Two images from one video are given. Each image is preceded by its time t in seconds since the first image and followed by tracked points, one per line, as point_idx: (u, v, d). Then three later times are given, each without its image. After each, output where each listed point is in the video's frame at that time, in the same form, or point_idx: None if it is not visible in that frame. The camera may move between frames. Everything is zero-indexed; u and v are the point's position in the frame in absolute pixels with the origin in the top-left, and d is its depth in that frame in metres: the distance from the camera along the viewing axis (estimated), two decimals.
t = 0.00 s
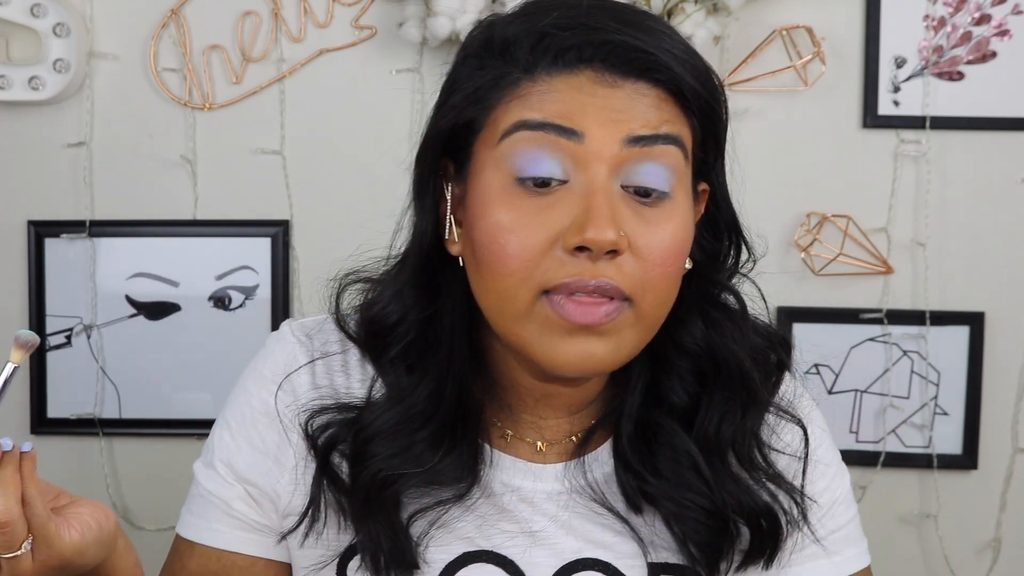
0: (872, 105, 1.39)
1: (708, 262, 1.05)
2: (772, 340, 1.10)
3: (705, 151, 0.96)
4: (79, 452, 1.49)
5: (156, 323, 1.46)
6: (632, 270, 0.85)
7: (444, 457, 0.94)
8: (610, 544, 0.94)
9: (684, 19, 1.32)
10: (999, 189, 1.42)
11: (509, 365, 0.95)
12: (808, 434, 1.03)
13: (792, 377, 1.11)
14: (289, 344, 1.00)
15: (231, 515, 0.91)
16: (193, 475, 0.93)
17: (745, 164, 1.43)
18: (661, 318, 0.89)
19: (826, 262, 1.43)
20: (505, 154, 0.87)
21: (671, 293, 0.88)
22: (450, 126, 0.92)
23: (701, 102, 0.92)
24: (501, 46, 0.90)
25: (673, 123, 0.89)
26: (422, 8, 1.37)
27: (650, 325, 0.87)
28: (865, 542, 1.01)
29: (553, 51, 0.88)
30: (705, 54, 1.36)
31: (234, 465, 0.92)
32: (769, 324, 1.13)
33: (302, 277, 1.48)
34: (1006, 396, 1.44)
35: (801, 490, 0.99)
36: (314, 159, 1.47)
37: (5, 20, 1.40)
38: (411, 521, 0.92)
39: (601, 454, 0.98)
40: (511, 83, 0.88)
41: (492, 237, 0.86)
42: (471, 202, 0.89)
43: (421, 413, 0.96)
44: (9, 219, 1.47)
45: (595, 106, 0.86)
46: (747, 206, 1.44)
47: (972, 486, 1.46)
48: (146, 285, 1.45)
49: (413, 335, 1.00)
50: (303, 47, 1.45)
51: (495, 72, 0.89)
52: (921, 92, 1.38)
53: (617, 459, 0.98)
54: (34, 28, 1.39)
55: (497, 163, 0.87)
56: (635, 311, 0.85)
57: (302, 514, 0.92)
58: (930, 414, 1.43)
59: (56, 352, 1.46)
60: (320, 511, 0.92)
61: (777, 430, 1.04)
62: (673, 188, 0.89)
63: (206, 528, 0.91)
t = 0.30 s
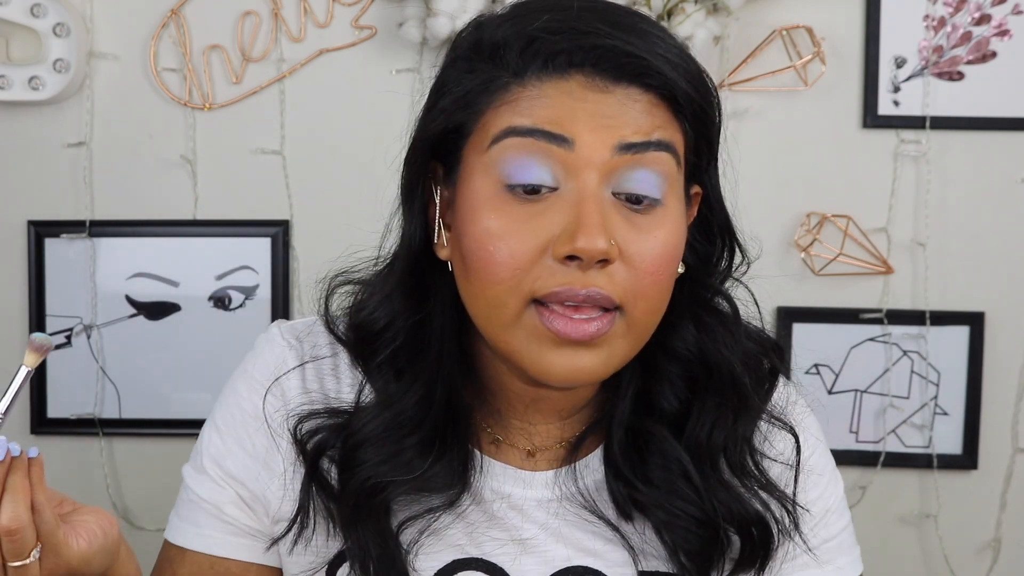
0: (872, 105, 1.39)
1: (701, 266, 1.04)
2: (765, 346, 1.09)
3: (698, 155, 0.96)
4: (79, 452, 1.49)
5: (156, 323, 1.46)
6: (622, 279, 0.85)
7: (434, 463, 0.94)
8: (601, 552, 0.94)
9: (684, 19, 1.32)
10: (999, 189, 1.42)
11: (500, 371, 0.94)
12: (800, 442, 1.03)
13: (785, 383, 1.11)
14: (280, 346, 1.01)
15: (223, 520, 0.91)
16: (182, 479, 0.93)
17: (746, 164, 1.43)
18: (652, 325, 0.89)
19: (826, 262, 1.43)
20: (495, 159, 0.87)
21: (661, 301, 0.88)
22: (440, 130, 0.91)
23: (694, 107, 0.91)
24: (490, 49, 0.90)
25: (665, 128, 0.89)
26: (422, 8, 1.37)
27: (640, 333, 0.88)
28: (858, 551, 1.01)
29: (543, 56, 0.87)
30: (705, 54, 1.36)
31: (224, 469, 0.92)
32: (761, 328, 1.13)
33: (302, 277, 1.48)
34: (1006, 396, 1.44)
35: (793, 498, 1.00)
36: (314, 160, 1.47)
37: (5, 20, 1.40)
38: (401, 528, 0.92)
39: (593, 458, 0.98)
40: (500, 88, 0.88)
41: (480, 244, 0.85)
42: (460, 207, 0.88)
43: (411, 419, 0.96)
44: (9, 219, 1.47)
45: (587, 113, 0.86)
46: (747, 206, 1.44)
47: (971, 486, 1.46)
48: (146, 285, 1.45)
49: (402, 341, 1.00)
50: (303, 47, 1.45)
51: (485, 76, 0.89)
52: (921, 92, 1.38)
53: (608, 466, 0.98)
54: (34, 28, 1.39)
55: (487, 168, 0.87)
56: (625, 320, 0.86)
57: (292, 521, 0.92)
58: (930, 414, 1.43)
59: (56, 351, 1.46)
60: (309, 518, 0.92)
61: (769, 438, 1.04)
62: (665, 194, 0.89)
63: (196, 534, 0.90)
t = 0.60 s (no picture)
0: (872, 105, 1.39)
1: (701, 265, 1.04)
2: (766, 346, 1.09)
3: (698, 156, 0.96)
4: (79, 452, 1.49)
5: (156, 323, 1.46)
6: (621, 284, 0.85)
7: (435, 467, 0.93)
8: (604, 554, 0.94)
9: (684, 19, 1.32)
10: (999, 189, 1.42)
11: (500, 372, 0.95)
12: (802, 441, 1.03)
13: (787, 382, 1.11)
14: (279, 349, 1.01)
15: (228, 523, 0.91)
16: (182, 481, 0.93)
17: (745, 165, 1.44)
18: (652, 328, 0.90)
19: (826, 262, 1.43)
20: (492, 164, 0.86)
21: (661, 304, 0.89)
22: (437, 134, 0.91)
23: (692, 108, 0.91)
24: (487, 52, 0.90)
25: (663, 131, 0.89)
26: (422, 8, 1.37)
27: (640, 338, 0.88)
28: (861, 550, 1.01)
29: (539, 59, 0.87)
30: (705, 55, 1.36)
31: (225, 473, 0.92)
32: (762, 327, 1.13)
33: (302, 277, 1.48)
34: (1006, 396, 1.44)
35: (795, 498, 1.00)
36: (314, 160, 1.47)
37: (5, 20, 1.40)
38: (403, 533, 0.92)
39: (594, 460, 0.98)
40: (497, 91, 0.88)
41: (480, 248, 0.85)
42: (458, 212, 0.88)
43: (412, 423, 0.96)
44: (9, 219, 1.47)
45: (584, 117, 0.86)
46: (747, 206, 1.44)
47: (971, 486, 1.46)
48: (146, 285, 1.45)
49: (401, 344, 1.00)
50: (303, 47, 1.45)
51: (482, 79, 0.89)
52: (921, 92, 1.38)
53: (609, 467, 0.98)
54: (34, 28, 1.39)
55: (484, 173, 0.87)
56: (625, 324, 0.86)
57: (293, 526, 0.92)
58: (930, 414, 1.43)
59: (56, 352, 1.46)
60: (311, 523, 0.92)
61: (771, 438, 1.04)
62: (663, 198, 0.89)
63: (196, 536, 0.90)
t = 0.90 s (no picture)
0: (872, 105, 1.39)
1: (700, 259, 1.04)
2: (760, 341, 1.11)
3: (683, 159, 0.92)
4: (80, 452, 1.49)
5: (156, 323, 1.45)
6: (598, 290, 0.83)
7: (438, 456, 0.95)
8: (595, 546, 0.94)
9: (684, 19, 1.32)
10: (999, 189, 1.42)
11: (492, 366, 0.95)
12: (795, 439, 1.03)
13: (783, 381, 1.11)
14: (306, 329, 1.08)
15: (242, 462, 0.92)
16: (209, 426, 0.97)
17: (744, 164, 1.44)
18: (634, 334, 0.87)
19: (825, 262, 1.43)
20: (470, 173, 0.86)
21: (644, 309, 0.86)
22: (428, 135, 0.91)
23: (669, 114, 0.88)
24: (466, 59, 0.90)
25: (641, 137, 0.86)
26: (422, 8, 1.37)
27: (620, 345, 0.86)
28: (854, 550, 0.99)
29: (512, 67, 0.86)
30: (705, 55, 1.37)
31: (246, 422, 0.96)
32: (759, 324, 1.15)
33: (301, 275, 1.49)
34: (1007, 396, 1.44)
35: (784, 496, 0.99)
36: (313, 160, 1.47)
37: (6, 20, 1.40)
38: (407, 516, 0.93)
39: (589, 454, 0.98)
40: (474, 99, 0.87)
41: (459, 254, 0.85)
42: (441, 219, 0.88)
43: (413, 416, 0.98)
44: (10, 219, 1.48)
45: (553, 126, 0.84)
46: (746, 207, 1.44)
47: (972, 486, 1.46)
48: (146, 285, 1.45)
49: (401, 338, 1.03)
50: (303, 47, 1.45)
51: (459, 86, 0.89)
52: (921, 92, 1.38)
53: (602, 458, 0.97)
54: (34, 28, 1.38)
55: (463, 182, 0.86)
56: (603, 331, 0.84)
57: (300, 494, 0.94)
58: (930, 414, 1.43)
59: (56, 352, 1.46)
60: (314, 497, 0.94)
61: (763, 434, 1.04)
62: (643, 203, 0.86)
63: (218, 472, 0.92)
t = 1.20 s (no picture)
0: (872, 105, 1.39)
1: (718, 268, 1.05)
2: (775, 353, 1.10)
3: (698, 164, 0.91)
4: (80, 452, 1.50)
5: (156, 323, 1.46)
6: (602, 292, 0.82)
7: (460, 452, 0.95)
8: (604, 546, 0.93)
9: (684, 19, 1.32)
10: (1000, 189, 1.42)
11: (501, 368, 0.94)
12: (808, 453, 1.00)
13: (795, 391, 1.09)
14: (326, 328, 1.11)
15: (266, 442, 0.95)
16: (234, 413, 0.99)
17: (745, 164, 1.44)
18: (639, 337, 0.86)
19: (825, 262, 1.43)
20: (482, 168, 0.85)
21: (649, 314, 0.85)
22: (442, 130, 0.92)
23: (682, 117, 0.87)
24: (483, 56, 0.90)
25: (654, 139, 0.85)
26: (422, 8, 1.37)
27: (625, 346, 0.85)
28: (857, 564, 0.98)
29: (527, 65, 0.85)
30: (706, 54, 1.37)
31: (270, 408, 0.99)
32: (774, 334, 1.14)
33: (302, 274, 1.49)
34: (1006, 396, 1.44)
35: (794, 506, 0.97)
36: (314, 160, 1.47)
37: (6, 20, 1.40)
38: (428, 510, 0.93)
39: (598, 453, 0.96)
40: (490, 95, 0.86)
41: (467, 250, 0.83)
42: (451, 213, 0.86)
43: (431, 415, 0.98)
44: (10, 219, 1.48)
45: (564, 124, 0.83)
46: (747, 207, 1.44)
47: (972, 486, 1.46)
48: (146, 285, 1.45)
49: (421, 333, 1.03)
50: (303, 47, 1.45)
51: (479, 82, 0.88)
52: (921, 92, 1.38)
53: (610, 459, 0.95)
54: (34, 28, 1.39)
55: (474, 176, 0.85)
56: (609, 332, 0.83)
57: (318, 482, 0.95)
58: (930, 414, 1.43)
59: (56, 351, 1.46)
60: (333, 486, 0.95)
61: (773, 444, 1.01)
62: (652, 206, 0.85)
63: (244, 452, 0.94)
